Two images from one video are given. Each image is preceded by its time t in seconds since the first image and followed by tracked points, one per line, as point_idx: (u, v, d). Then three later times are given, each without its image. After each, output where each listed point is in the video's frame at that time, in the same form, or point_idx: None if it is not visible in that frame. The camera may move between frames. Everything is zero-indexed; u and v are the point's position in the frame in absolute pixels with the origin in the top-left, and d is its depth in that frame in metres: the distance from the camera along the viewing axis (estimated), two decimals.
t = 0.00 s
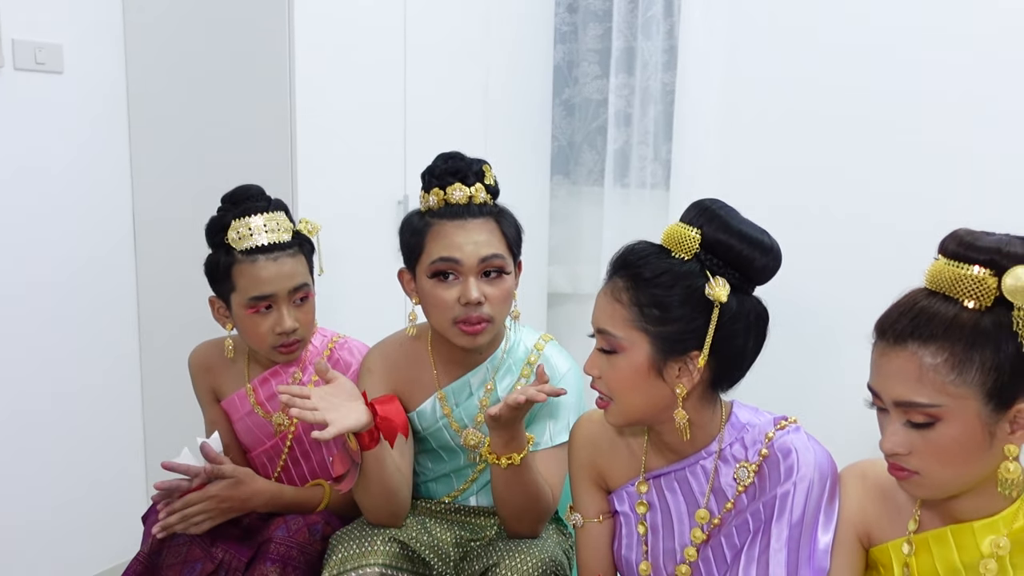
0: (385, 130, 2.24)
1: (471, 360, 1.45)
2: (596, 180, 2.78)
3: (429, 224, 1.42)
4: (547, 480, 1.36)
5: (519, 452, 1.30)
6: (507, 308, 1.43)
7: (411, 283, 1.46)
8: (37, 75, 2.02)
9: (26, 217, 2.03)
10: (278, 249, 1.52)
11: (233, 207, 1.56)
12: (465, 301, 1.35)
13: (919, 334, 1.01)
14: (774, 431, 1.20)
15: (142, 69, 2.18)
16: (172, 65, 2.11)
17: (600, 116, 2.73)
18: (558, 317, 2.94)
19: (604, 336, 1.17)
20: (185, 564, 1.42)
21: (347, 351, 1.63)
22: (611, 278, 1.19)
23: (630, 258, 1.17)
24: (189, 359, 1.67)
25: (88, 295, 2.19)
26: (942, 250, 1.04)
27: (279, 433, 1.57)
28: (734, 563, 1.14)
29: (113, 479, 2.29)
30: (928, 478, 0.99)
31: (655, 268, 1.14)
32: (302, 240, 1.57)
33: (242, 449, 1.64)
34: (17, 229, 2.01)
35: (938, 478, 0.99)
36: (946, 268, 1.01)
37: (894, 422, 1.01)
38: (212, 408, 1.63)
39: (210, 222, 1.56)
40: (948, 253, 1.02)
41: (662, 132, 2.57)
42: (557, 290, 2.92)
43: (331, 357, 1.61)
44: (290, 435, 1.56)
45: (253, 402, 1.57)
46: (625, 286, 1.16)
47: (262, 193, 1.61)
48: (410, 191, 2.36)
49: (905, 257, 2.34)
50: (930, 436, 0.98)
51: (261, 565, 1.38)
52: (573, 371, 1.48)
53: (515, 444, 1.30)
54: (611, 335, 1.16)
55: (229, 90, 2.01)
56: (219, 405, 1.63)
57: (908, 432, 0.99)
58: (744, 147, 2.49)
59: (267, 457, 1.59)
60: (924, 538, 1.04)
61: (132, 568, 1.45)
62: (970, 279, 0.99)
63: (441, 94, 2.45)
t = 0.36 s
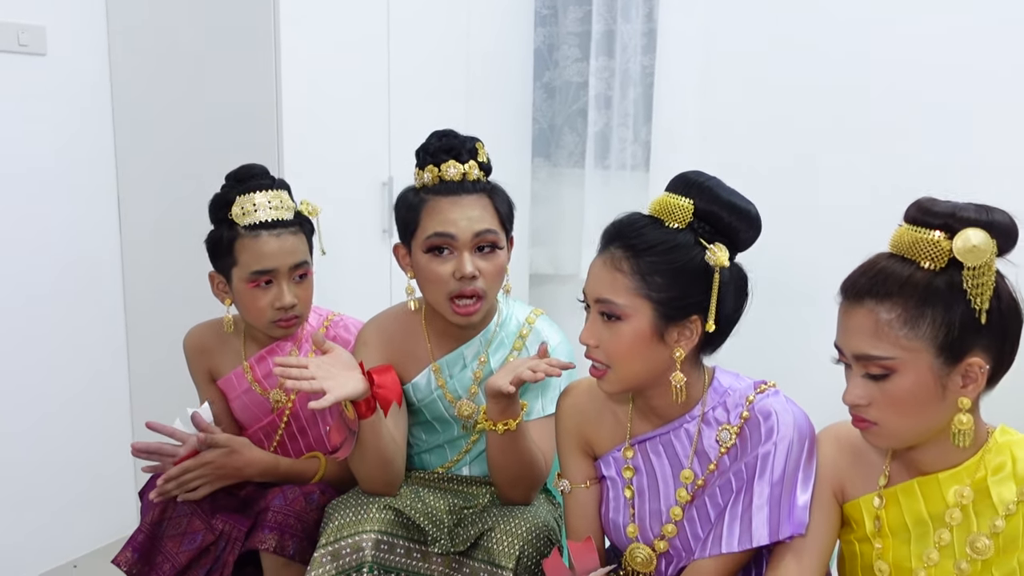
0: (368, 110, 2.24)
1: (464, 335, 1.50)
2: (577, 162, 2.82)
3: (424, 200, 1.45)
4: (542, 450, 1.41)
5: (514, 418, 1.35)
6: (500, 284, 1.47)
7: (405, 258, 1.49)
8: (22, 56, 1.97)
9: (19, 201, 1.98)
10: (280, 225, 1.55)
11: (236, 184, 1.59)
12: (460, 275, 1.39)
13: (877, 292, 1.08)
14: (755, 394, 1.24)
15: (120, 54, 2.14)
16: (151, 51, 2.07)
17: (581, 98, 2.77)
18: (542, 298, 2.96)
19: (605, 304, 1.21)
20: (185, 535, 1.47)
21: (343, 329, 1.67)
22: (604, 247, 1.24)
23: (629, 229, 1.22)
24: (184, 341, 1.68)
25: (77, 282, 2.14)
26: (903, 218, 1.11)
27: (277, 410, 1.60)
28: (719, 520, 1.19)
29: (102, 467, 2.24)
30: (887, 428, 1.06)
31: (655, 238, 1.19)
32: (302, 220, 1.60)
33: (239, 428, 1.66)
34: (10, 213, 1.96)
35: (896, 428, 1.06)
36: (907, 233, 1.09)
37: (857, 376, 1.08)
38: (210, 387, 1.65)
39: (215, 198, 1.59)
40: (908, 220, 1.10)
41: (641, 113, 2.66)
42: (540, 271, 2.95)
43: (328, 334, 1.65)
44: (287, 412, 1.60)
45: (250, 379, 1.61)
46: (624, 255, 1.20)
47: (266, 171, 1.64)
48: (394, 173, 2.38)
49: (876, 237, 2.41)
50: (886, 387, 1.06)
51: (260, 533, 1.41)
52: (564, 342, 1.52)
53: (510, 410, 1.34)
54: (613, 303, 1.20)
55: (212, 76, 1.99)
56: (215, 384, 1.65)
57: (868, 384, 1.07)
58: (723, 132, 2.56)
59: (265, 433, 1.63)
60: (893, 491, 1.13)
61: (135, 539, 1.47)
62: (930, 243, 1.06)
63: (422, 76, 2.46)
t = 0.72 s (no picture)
0: (355, 93, 2.25)
1: (457, 308, 1.56)
2: (563, 144, 2.85)
3: (424, 178, 1.46)
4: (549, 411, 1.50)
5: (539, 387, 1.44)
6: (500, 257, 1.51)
7: (401, 238, 1.51)
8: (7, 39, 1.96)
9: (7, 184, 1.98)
10: (273, 210, 1.56)
11: (237, 166, 1.62)
12: (467, 250, 1.42)
13: (843, 267, 1.12)
14: (740, 368, 1.27)
15: (109, 39, 2.12)
16: (141, 36, 2.07)
17: (566, 81, 2.79)
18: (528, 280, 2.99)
19: (610, 279, 1.24)
20: (178, 514, 1.49)
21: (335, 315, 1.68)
22: (598, 223, 1.28)
23: (628, 205, 1.25)
24: (178, 325, 1.71)
25: (65, 267, 2.13)
26: (863, 195, 1.16)
27: (269, 394, 1.62)
28: (706, 492, 1.23)
29: (93, 451, 2.25)
30: (864, 397, 1.10)
31: (655, 213, 1.23)
32: (299, 207, 1.62)
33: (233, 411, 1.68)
34: None
35: (873, 396, 1.10)
36: (868, 208, 1.13)
37: (830, 347, 1.12)
38: (203, 370, 1.68)
39: (215, 178, 1.61)
40: (868, 196, 1.14)
41: (626, 96, 2.69)
42: (526, 253, 2.98)
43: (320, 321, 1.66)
44: (279, 397, 1.62)
45: (243, 362, 1.63)
46: (625, 230, 1.24)
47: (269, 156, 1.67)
48: (381, 157, 2.39)
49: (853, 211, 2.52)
50: (861, 357, 1.09)
51: (251, 512, 1.44)
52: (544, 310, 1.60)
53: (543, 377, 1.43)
54: (619, 277, 1.23)
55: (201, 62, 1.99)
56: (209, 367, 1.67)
57: (843, 355, 1.11)
58: (706, 113, 2.61)
59: (258, 417, 1.64)
60: (868, 460, 1.18)
61: (126, 518, 1.49)
62: (891, 216, 1.10)
63: (409, 59, 2.47)
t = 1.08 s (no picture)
0: (343, 85, 2.24)
1: (445, 310, 1.57)
2: (550, 137, 2.85)
3: (416, 194, 1.46)
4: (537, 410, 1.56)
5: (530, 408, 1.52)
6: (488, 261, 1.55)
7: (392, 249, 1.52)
8: None
9: None
10: (253, 209, 1.56)
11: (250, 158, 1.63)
12: (467, 264, 1.45)
13: (827, 262, 1.12)
14: (729, 360, 1.29)
15: (96, 29, 2.09)
16: (128, 24, 2.04)
17: (554, 73, 2.80)
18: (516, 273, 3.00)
19: (605, 272, 1.24)
20: (163, 508, 1.49)
21: (312, 309, 1.69)
22: (595, 217, 1.28)
23: (622, 199, 1.26)
24: (159, 320, 1.68)
25: (51, 261, 2.12)
26: (845, 190, 1.16)
27: (248, 390, 1.62)
28: (695, 484, 1.24)
29: (80, 447, 2.24)
30: (847, 392, 1.12)
31: (649, 207, 1.24)
32: (292, 213, 1.61)
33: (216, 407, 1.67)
34: None
35: (857, 390, 1.11)
36: (850, 204, 1.14)
37: (815, 342, 1.13)
38: (186, 366, 1.66)
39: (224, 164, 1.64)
40: (850, 191, 1.15)
41: (614, 88, 2.68)
42: (514, 246, 2.98)
43: (296, 316, 1.67)
44: (259, 392, 1.62)
45: (221, 356, 1.62)
46: (621, 224, 1.24)
47: (284, 156, 1.67)
48: (369, 149, 2.39)
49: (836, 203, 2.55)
50: (845, 352, 1.11)
51: (243, 508, 1.45)
52: (529, 302, 1.65)
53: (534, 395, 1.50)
54: (616, 269, 1.23)
55: (189, 57, 1.98)
56: (190, 362, 1.66)
57: (827, 350, 1.12)
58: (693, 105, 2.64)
59: (239, 413, 1.64)
60: (853, 452, 1.19)
61: (111, 511, 1.49)
62: (873, 211, 1.11)
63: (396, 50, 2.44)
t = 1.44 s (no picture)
0: (333, 82, 2.23)
1: (432, 306, 1.57)
2: (541, 134, 2.86)
3: (398, 190, 1.47)
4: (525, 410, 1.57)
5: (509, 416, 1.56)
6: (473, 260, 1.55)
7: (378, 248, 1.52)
8: None
9: None
10: (248, 194, 1.56)
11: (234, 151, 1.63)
12: (453, 260, 1.45)
13: (813, 261, 1.13)
14: (716, 355, 1.30)
15: (87, 24, 2.08)
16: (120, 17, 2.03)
17: (545, 70, 2.81)
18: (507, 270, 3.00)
19: (619, 260, 1.24)
20: (162, 508, 1.51)
21: (307, 305, 1.67)
22: (610, 205, 1.28)
23: (635, 191, 1.27)
24: (152, 316, 1.69)
25: (41, 258, 2.12)
26: (836, 188, 1.17)
27: (243, 385, 1.62)
28: (680, 479, 1.26)
29: (70, 445, 2.24)
30: (830, 389, 1.13)
31: (662, 201, 1.26)
32: (281, 200, 1.61)
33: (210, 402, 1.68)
34: None
35: (839, 387, 1.12)
36: (839, 203, 1.14)
37: (800, 339, 1.14)
38: (179, 362, 1.67)
39: (208, 161, 1.63)
40: (840, 189, 1.16)
41: (604, 86, 2.69)
42: (505, 243, 2.99)
43: (291, 312, 1.66)
44: (254, 388, 1.62)
45: (216, 353, 1.62)
46: (635, 215, 1.25)
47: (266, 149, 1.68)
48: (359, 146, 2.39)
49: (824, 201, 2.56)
50: (827, 350, 1.12)
51: (232, 503, 1.46)
52: (520, 299, 1.65)
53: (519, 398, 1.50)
54: (631, 258, 1.24)
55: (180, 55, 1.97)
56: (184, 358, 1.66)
57: (811, 348, 1.13)
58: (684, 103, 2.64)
59: (234, 409, 1.64)
60: (840, 448, 1.20)
61: (111, 512, 1.50)
62: (861, 211, 1.12)
63: (386, 47, 2.43)
